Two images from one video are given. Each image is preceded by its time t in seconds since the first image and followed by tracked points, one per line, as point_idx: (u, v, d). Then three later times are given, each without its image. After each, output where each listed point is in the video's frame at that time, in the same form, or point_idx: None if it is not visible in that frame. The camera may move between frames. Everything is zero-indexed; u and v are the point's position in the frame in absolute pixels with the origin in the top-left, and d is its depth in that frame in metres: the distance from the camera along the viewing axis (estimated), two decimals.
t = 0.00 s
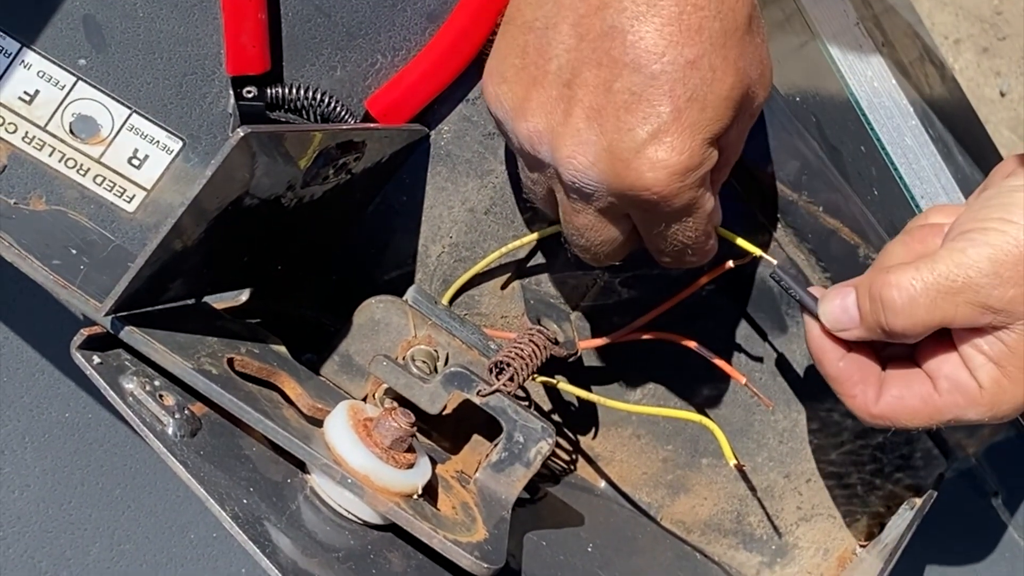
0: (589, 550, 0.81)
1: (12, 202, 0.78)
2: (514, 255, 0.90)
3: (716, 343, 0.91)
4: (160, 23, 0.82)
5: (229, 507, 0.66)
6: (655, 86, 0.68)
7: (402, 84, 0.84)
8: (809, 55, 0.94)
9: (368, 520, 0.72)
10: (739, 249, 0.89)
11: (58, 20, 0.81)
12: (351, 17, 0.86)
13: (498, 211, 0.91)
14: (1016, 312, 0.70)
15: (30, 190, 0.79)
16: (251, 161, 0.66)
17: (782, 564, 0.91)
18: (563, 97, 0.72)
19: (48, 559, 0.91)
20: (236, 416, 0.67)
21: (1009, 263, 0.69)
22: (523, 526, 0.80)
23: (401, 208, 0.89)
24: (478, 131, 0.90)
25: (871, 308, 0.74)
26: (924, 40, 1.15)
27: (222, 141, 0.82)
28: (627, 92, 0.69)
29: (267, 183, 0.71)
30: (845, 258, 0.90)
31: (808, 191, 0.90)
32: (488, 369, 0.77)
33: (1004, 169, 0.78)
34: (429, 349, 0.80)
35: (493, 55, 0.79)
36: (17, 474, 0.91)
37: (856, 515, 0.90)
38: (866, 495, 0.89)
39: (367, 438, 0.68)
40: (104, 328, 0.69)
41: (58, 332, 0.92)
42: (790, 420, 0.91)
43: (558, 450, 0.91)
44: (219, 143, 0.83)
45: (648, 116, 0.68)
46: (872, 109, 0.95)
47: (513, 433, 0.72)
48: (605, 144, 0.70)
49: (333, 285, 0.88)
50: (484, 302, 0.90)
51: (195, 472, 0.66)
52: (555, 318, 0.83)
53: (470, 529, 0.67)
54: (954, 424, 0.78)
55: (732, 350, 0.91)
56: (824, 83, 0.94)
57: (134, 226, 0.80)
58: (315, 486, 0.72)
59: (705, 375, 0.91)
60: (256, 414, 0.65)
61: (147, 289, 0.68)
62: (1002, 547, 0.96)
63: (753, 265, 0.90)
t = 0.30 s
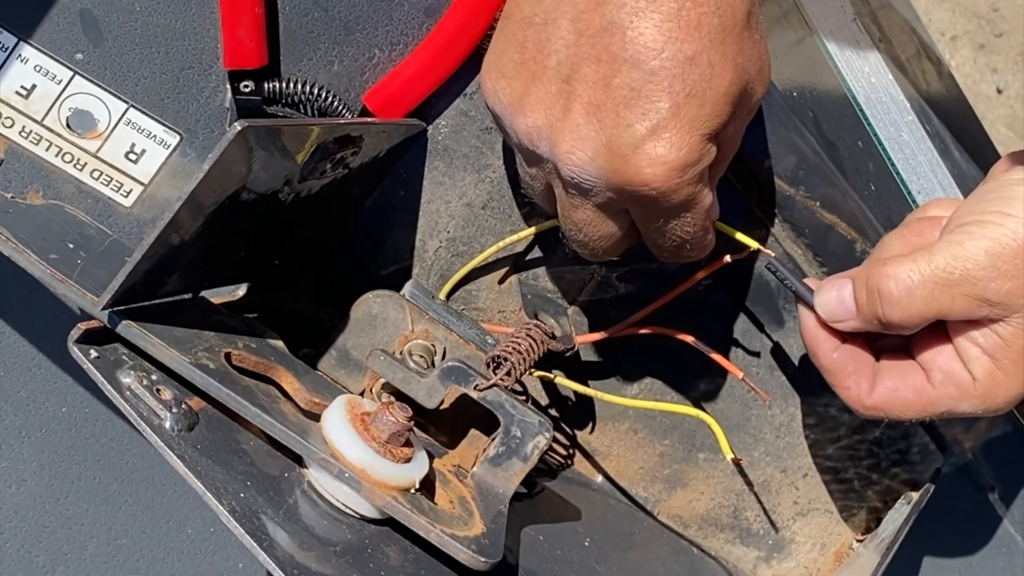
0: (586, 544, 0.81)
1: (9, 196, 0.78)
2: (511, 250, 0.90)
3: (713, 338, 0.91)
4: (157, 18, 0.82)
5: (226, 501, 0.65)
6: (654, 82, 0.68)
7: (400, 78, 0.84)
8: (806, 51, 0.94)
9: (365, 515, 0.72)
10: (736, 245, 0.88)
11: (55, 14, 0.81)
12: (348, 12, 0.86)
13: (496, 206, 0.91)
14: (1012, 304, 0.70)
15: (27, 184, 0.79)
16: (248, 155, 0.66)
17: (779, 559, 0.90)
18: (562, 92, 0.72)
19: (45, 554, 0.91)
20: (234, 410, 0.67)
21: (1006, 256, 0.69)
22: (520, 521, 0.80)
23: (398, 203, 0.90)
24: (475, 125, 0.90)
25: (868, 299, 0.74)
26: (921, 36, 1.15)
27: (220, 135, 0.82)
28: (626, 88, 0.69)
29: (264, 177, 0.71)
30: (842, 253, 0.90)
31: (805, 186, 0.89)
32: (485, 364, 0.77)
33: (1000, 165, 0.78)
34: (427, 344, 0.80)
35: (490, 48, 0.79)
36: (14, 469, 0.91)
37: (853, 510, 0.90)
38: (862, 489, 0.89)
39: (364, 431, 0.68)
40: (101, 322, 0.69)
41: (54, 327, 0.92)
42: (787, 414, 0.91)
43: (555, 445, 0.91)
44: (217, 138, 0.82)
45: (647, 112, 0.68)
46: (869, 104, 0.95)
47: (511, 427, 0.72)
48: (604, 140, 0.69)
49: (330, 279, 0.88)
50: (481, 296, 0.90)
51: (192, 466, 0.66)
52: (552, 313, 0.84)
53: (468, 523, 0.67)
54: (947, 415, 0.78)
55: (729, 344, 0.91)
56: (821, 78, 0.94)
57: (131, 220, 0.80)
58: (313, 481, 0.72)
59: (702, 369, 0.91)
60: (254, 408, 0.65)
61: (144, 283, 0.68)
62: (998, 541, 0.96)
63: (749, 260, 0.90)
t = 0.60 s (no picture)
0: (581, 537, 0.81)
1: (3, 187, 0.78)
2: (506, 243, 0.91)
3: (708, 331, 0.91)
4: (151, 9, 0.82)
5: (221, 493, 0.65)
6: (649, 74, 0.68)
7: (394, 70, 0.84)
8: (801, 47, 0.94)
9: (360, 506, 0.72)
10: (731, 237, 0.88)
11: (48, 6, 0.81)
12: (342, 4, 0.86)
13: (490, 198, 0.91)
14: (1007, 299, 0.70)
15: (21, 176, 0.78)
16: (242, 147, 0.66)
17: (774, 551, 0.91)
18: (557, 85, 0.72)
19: (39, 548, 0.90)
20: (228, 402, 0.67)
21: (1002, 251, 0.69)
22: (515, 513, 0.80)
23: (393, 195, 0.89)
24: (470, 118, 0.90)
25: (864, 293, 0.74)
26: (916, 30, 1.15)
27: (214, 127, 0.82)
28: (621, 80, 0.69)
29: (258, 170, 0.71)
30: (838, 246, 0.90)
31: (800, 178, 0.89)
32: (480, 355, 0.77)
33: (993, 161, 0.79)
34: (422, 336, 0.79)
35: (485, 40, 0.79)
36: (8, 462, 0.91)
37: (848, 502, 0.90)
38: (857, 482, 0.89)
39: (358, 423, 0.68)
40: (95, 314, 0.69)
41: (47, 320, 0.92)
42: (782, 407, 0.91)
43: (549, 438, 0.91)
44: (211, 130, 0.82)
45: (642, 104, 0.68)
46: (864, 98, 0.95)
47: (505, 419, 0.72)
48: (598, 132, 0.69)
49: (326, 272, 0.88)
50: (476, 289, 0.91)
51: (186, 457, 0.66)
52: (547, 306, 0.85)
53: (463, 515, 0.67)
54: (938, 408, 0.78)
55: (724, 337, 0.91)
56: (816, 71, 0.94)
57: (125, 213, 0.80)
58: (307, 472, 0.72)
59: (697, 362, 0.91)
60: (249, 400, 0.65)
61: (138, 274, 0.68)
62: (993, 534, 0.96)
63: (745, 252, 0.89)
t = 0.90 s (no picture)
0: (574, 531, 0.81)
1: None
2: (500, 236, 0.90)
3: (701, 324, 0.91)
4: (142, 2, 0.82)
5: (212, 486, 0.65)
6: (641, 67, 0.68)
7: (387, 64, 0.84)
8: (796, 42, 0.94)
9: (352, 500, 0.72)
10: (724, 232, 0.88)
11: None
12: None
13: (484, 192, 0.90)
14: (1005, 294, 0.71)
15: (12, 169, 0.78)
16: (234, 139, 0.66)
17: (767, 545, 0.91)
18: (549, 78, 0.72)
19: (31, 542, 0.90)
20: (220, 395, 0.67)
21: (1001, 245, 0.70)
22: (507, 507, 0.80)
23: (386, 189, 0.89)
24: (464, 112, 0.90)
25: (862, 287, 0.74)
26: (910, 25, 1.15)
27: (206, 120, 0.82)
28: (613, 74, 0.69)
29: (250, 163, 0.70)
30: (831, 240, 0.90)
31: (794, 171, 0.89)
32: (473, 349, 0.77)
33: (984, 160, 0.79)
34: (414, 330, 0.80)
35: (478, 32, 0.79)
36: None
37: (841, 497, 0.90)
38: (850, 476, 0.89)
39: (351, 417, 0.68)
40: (86, 306, 0.68)
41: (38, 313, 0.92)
42: (778, 404, 0.91)
43: (543, 432, 0.92)
44: (202, 123, 0.82)
45: (635, 98, 0.68)
46: (858, 93, 0.95)
47: (498, 413, 0.72)
48: (591, 125, 0.69)
49: (316, 263, 0.89)
50: (469, 283, 0.91)
51: (177, 450, 0.66)
52: (541, 299, 0.83)
53: (455, 509, 0.67)
54: (933, 403, 0.78)
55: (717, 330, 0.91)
56: (809, 64, 0.94)
57: (117, 205, 0.79)
58: (299, 466, 0.71)
59: (690, 356, 0.91)
60: (241, 394, 0.65)
61: (129, 267, 0.67)
62: (987, 528, 0.96)
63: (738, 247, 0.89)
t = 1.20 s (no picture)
0: (567, 529, 0.81)
1: None
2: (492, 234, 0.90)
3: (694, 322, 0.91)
4: None
5: (203, 486, 0.65)
6: (632, 65, 0.68)
7: (379, 62, 0.84)
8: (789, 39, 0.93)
9: (344, 499, 0.72)
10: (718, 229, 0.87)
11: None
12: None
13: (477, 190, 0.90)
14: (986, 259, 0.73)
15: (3, 168, 0.78)
16: (226, 138, 0.66)
17: (760, 543, 0.91)
18: (540, 75, 0.72)
19: (23, 542, 0.90)
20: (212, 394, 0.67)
21: (978, 211, 0.73)
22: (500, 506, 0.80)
23: (378, 187, 0.89)
24: (456, 110, 0.89)
25: (843, 260, 0.74)
26: (905, 23, 1.15)
27: (198, 119, 0.81)
28: (604, 71, 0.68)
29: (242, 162, 0.70)
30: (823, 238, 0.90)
31: (786, 169, 0.89)
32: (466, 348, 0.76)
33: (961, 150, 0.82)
34: (407, 328, 0.79)
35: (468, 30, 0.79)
36: None
37: (834, 495, 0.90)
38: (843, 474, 0.89)
39: (343, 416, 0.68)
40: (77, 305, 0.68)
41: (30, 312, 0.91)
42: (768, 399, 0.91)
43: (536, 430, 0.92)
44: (194, 122, 0.82)
45: (626, 95, 0.68)
46: (851, 91, 0.95)
47: (491, 411, 0.72)
48: (581, 123, 0.69)
49: (308, 262, 0.89)
50: (462, 281, 0.91)
51: (169, 450, 0.66)
52: (533, 297, 0.84)
53: (448, 508, 0.67)
54: (934, 376, 0.77)
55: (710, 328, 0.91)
56: (803, 62, 0.94)
57: (108, 204, 0.79)
58: (291, 465, 0.71)
59: (684, 354, 0.91)
60: (232, 393, 0.65)
61: (121, 266, 0.67)
62: (980, 526, 0.97)
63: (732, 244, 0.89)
